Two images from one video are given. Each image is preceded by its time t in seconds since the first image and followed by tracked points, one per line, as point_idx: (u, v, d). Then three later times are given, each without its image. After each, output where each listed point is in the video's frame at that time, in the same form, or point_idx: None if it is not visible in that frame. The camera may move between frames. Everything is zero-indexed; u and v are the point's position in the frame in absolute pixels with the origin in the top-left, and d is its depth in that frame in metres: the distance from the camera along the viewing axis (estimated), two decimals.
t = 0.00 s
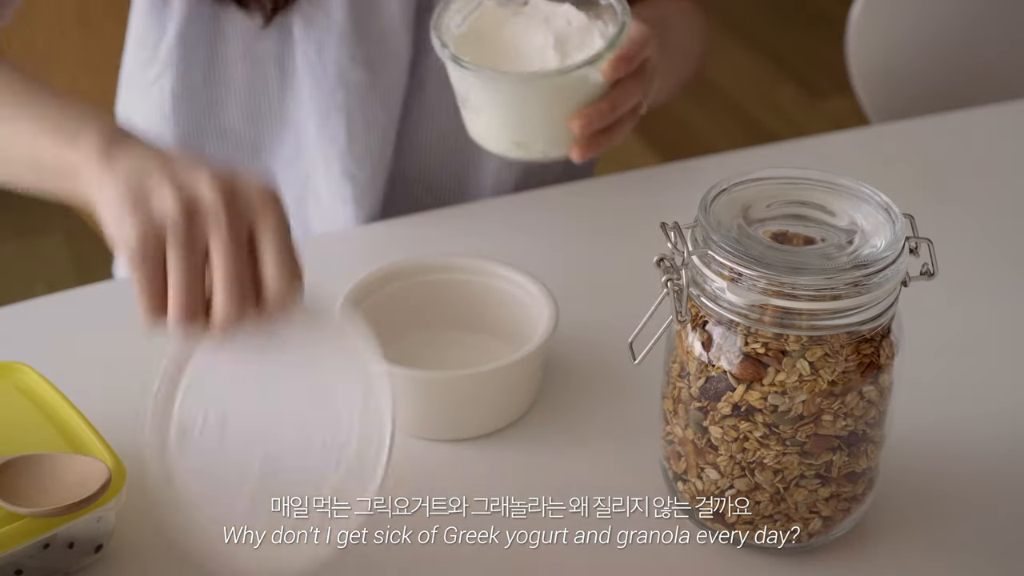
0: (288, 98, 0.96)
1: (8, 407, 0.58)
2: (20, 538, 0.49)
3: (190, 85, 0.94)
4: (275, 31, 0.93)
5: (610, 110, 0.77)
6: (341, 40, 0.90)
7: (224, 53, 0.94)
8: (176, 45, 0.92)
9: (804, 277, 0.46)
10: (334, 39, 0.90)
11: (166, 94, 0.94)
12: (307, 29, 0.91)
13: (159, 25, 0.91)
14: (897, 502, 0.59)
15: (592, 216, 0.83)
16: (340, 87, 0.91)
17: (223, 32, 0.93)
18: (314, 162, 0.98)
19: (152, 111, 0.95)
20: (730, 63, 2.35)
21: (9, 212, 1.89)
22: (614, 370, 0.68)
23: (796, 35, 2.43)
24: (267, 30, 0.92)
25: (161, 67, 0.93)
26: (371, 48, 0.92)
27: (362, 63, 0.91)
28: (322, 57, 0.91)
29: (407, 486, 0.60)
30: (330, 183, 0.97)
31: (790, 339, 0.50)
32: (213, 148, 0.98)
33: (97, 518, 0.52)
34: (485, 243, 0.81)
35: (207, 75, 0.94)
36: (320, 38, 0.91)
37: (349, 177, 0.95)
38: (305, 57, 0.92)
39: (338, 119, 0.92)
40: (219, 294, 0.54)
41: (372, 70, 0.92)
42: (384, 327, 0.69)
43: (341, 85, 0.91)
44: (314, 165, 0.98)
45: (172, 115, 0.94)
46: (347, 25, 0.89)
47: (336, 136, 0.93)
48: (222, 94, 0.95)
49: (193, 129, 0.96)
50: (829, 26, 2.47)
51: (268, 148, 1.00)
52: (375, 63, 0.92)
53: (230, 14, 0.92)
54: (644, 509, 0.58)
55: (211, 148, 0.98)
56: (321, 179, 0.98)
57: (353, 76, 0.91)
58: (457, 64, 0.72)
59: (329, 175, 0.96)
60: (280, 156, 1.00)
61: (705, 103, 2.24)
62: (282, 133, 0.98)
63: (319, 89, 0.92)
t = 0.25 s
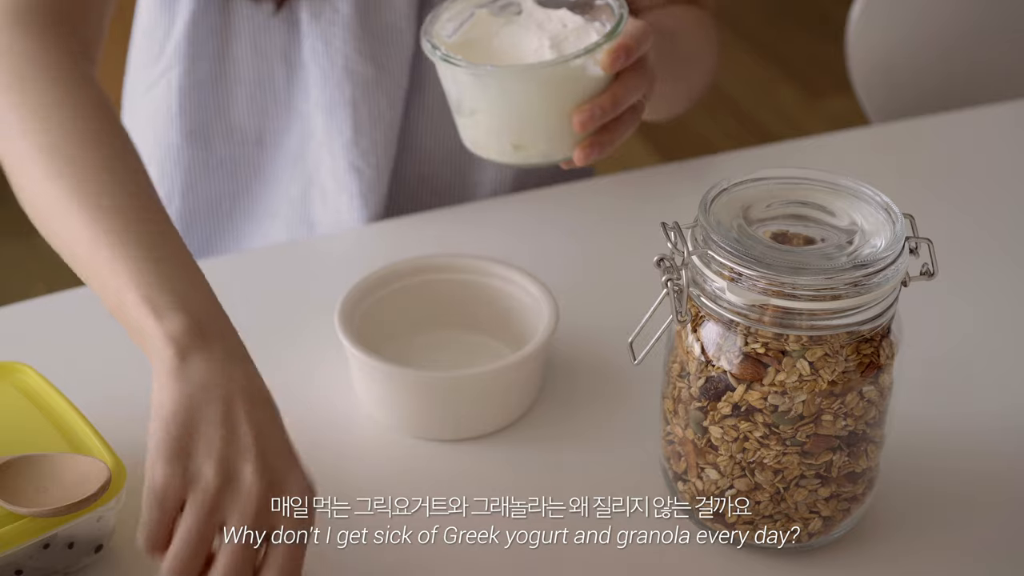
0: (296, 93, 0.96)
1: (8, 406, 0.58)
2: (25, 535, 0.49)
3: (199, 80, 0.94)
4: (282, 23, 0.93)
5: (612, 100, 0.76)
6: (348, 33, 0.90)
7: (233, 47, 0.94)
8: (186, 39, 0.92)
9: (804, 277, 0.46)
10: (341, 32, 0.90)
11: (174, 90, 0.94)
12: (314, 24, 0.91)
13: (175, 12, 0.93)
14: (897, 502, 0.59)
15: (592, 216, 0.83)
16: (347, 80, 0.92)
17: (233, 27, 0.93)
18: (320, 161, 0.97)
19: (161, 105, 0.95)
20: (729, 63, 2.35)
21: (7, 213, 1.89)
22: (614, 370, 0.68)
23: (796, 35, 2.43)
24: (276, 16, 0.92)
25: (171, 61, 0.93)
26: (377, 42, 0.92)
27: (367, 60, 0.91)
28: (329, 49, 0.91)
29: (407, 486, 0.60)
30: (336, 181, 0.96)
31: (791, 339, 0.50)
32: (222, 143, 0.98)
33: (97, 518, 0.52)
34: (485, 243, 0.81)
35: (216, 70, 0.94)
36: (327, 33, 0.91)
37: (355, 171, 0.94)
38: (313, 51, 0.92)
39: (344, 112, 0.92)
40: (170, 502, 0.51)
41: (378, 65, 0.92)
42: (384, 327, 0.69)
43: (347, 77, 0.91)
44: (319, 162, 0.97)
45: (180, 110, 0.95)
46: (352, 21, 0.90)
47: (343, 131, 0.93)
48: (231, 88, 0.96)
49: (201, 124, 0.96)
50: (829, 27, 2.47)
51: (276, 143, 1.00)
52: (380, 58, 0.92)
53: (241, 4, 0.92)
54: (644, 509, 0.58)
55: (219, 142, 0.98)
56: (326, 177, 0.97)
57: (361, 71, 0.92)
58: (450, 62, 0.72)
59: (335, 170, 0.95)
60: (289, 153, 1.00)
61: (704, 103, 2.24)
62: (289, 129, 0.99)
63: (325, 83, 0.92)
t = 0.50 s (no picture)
0: (307, 94, 0.97)
1: (9, 407, 0.58)
2: (26, 535, 0.49)
3: (210, 83, 0.94)
4: (293, 26, 0.93)
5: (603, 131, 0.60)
6: (359, 36, 0.91)
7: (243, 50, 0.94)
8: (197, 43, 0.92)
9: (804, 277, 0.46)
10: (352, 35, 0.91)
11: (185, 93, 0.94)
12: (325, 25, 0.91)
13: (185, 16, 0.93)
14: (897, 502, 0.59)
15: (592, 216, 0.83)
16: (359, 83, 0.92)
17: (241, 30, 0.93)
18: (333, 162, 0.98)
19: (172, 108, 0.95)
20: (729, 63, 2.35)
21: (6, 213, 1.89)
22: (613, 370, 0.68)
23: (795, 35, 2.43)
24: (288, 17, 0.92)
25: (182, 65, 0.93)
26: (387, 45, 0.93)
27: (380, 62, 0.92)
28: (340, 51, 0.92)
29: (407, 486, 0.60)
30: (349, 183, 0.97)
31: (790, 339, 0.50)
32: (231, 145, 0.98)
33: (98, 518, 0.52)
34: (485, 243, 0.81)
35: (226, 73, 0.94)
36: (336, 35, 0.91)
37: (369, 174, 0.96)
38: (325, 54, 0.92)
39: (356, 116, 0.93)
40: (130, 528, 0.49)
41: (388, 67, 0.93)
42: (383, 327, 0.68)
43: (359, 80, 0.92)
44: (334, 163, 0.98)
45: (189, 113, 0.95)
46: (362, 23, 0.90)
47: (354, 134, 0.94)
48: (242, 91, 0.96)
49: (210, 128, 0.96)
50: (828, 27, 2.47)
51: (286, 145, 1.00)
52: (389, 60, 0.93)
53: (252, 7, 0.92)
54: (644, 509, 0.58)
55: (229, 145, 0.98)
56: (339, 178, 0.98)
57: (373, 75, 0.92)
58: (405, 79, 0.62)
59: (349, 172, 0.97)
60: (296, 154, 1.00)
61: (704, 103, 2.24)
62: (296, 130, 0.99)
63: (337, 85, 0.93)
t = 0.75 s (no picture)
0: (290, 102, 0.96)
1: (9, 407, 0.58)
2: (26, 535, 0.49)
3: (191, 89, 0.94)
4: (273, 28, 0.92)
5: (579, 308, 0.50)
6: (337, 41, 0.90)
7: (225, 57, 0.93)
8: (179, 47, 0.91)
9: (805, 277, 0.46)
10: (333, 40, 0.91)
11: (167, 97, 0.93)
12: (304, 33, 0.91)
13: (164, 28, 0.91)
14: (898, 501, 0.59)
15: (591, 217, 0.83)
16: (336, 89, 0.92)
17: (225, 33, 0.92)
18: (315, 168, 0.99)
19: (154, 113, 0.95)
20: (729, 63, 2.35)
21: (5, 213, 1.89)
22: (612, 369, 0.68)
23: (795, 35, 2.43)
24: (265, 24, 0.92)
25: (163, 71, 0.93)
26: (366, 50, 0.92)
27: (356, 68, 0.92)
28: (319, 59, 0.91)
29: (407, 486, 0.60)
30: (331, 188, 0.97)
31: (791, 339, 0.50)
32: (215, 150, 0.98)
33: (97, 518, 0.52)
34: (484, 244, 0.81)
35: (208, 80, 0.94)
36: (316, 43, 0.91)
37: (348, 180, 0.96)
38: (304, 62, 0.92)
39: (335, 121, 0.93)
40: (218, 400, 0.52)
41: (366, 73, 0.93)
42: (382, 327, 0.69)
43: (336, 86, 0.92)
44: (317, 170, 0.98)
45: (173, 117, 0.94)
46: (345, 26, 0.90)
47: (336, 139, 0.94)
48: (224, 99, 0.95)
49: (194, 131, 0.96)
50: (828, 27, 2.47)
51: (270, 151, 0.99)
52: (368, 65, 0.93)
53: (236, 15, 0.92)
54: (644, 509, 0.58)
55: (212, 150, 0.98)
56: (323, 184, 0.98)
57: (351, 84, 0.92)
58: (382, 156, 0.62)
59: (330, 180, 0.97)
60: (284, 156, 1.00)
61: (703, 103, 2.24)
62: (283, 134, 0.98)
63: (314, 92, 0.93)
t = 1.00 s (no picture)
0: (287, 109, 0.96)
1: (9, 407, 0.58)
2: (26, 535, 0.49)
3: (186, 100, 0.94)
4: (265, 38, 0.92)
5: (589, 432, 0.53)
6: (331, 50, 0.90)
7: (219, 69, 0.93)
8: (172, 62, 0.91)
9: (804, 277, 0.46)
10: (324, 49, 0.91)
11: (161, 108, 0.93)
12: (297, 43, 0.91)
13: (157, 42, 0.90)
14: (897, 501, 0.59)
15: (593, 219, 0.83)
16: (332, 97, 0.92)
17: (220, 46, 0.92)
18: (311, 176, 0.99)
19: (149, 125, 0.95)
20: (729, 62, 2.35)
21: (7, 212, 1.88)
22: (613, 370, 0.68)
23: (795, 35, 2.43)
24: (257, 36, 0.92)
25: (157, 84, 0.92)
26: (361, 58, 0.92)
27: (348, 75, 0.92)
28: (313, 68, 0.92)
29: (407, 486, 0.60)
30: (325, 194, 0.98)
31: (791, 339, 0.50)
32: (212, 157, 0.98)
33: (97, 518, 0.52)
34: (485, 245, 0.81)
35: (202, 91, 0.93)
36: (306, 49, 0.91)
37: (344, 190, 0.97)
38: (299, 73, 0.92)
39: (331, 130, 0.93)
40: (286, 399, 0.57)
41: (361, 82, 0.93)
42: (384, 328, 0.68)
43: (332, 94, 0.92)
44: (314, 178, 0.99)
45: (167, 127, 0.94)
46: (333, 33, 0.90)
47: (328, 147, 0.94)
48: (220, 111, 0.95)
49: (190, 140, 0.96)
50: (828, 27, 2.47)
51: (266, 158, 0.99)
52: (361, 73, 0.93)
53: (230, 26, 0.91)
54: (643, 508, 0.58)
55: (209, 158, 0.98)
56: (319, 192, 0.99)
57: (344, 90, 0.92)
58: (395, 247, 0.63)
59: (324, 189, 0.98)
60: (281, 163, 1.00)
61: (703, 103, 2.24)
62: (279, 142, 0.98)
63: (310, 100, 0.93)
